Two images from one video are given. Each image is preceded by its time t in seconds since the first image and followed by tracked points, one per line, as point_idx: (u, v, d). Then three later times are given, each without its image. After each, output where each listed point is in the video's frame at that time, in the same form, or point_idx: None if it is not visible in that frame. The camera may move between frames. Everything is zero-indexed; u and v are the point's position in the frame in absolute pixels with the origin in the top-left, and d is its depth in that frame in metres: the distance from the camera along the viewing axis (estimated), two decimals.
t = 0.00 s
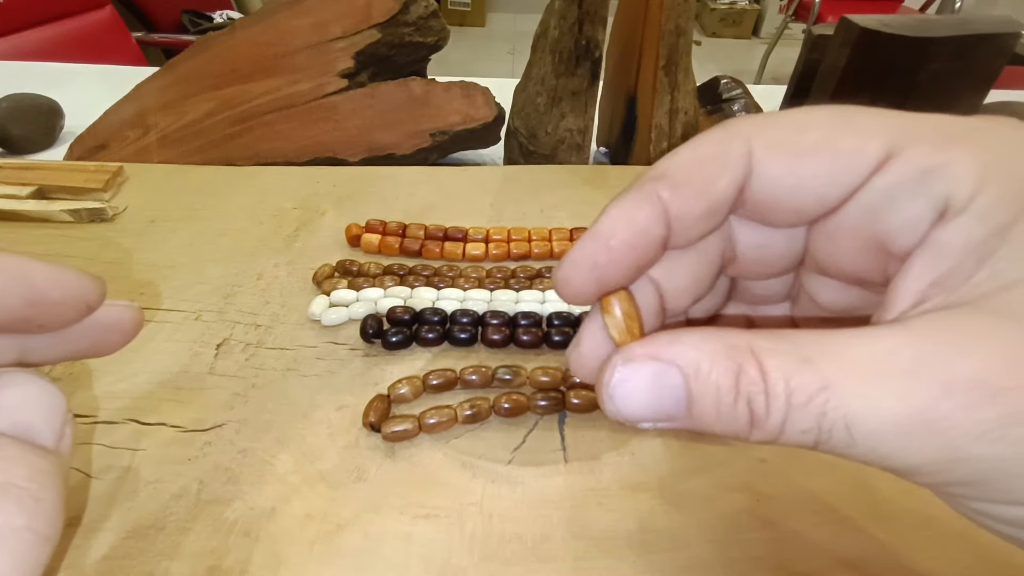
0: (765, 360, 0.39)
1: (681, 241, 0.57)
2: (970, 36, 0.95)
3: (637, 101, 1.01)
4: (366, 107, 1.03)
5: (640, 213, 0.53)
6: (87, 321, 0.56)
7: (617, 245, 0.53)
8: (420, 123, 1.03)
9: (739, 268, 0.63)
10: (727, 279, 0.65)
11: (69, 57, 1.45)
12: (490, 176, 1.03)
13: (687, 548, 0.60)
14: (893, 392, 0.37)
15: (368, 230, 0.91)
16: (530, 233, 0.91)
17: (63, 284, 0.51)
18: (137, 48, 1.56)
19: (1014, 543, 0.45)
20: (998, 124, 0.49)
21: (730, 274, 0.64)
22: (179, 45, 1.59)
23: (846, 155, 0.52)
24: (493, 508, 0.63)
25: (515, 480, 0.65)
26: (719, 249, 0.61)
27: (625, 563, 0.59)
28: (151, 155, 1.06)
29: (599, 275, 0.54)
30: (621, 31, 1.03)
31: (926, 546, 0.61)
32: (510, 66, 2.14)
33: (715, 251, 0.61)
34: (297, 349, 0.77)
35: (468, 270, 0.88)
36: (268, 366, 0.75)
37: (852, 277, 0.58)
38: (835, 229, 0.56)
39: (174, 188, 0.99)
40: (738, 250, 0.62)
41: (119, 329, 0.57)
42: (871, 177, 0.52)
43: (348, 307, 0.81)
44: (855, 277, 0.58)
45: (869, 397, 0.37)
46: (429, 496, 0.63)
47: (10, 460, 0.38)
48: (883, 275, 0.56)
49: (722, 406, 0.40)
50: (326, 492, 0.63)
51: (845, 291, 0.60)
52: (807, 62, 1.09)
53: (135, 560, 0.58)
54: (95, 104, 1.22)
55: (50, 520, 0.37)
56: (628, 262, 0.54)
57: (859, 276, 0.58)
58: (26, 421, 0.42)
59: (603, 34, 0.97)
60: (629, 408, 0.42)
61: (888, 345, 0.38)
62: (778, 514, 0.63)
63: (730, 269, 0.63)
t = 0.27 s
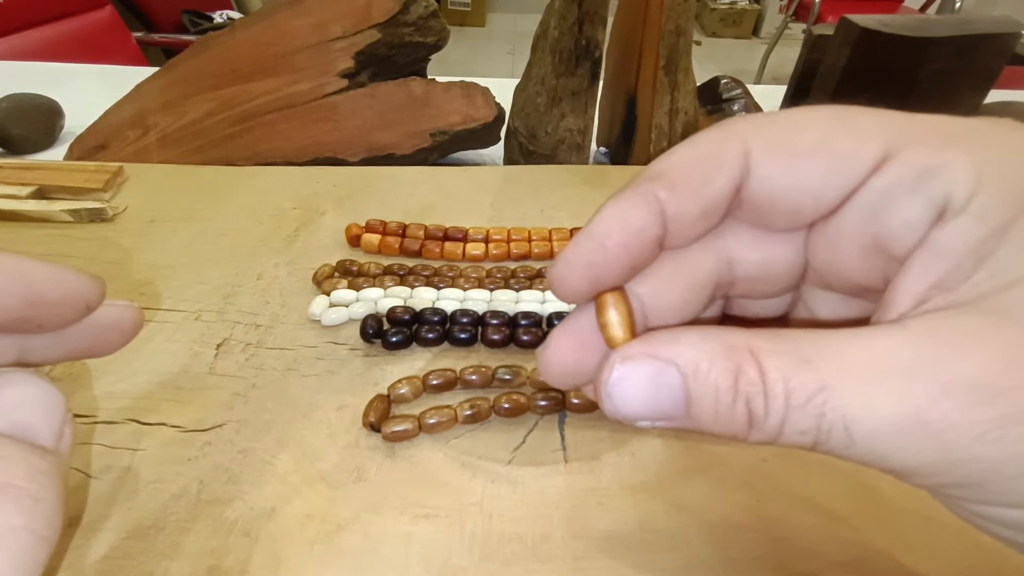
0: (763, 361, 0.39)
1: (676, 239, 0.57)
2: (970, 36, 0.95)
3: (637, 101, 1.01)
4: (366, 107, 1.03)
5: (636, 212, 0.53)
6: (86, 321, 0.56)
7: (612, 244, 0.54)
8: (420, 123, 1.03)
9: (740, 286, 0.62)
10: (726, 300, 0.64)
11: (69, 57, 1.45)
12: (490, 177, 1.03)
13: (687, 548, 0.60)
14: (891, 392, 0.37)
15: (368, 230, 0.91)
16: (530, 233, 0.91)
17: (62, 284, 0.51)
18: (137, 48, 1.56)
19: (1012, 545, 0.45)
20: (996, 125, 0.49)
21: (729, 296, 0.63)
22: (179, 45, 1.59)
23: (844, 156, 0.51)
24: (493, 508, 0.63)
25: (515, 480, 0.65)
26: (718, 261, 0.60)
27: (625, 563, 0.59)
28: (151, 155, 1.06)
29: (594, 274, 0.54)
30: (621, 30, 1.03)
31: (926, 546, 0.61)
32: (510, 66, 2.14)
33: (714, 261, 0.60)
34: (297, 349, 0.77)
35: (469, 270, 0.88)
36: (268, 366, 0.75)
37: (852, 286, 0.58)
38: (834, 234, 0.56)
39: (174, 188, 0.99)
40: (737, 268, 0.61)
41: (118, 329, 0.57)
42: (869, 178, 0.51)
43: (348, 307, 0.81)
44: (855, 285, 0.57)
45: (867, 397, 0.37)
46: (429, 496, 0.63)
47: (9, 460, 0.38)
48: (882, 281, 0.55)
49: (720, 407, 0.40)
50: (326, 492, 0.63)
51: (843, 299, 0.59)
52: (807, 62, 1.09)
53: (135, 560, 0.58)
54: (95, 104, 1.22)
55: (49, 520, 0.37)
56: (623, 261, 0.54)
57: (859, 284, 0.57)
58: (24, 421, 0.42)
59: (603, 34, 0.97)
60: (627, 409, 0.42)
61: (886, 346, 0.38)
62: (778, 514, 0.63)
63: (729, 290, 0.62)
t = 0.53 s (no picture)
0: (762, 362, 0.39)
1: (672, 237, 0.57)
2: (970, 36, 0.95)
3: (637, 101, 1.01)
4: (366, 107, 1.03)
5: (632, 211, 0.53)
6: (85, 321, 0.56)
7: (608, 243, 0.54)
8: (420, 123, 1.03)
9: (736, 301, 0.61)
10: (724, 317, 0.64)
11: (69, 57, 1.45)
12: (491, 177, 1.03)
13: (687, 547, 0.60)
14: (889, 393, 0.37)
15: (368, 230, 0.91)
16: (530, 233, 0.91)
17: (60, 284, 0.51)
18: (137, 48, 1.56)
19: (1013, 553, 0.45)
20: (993, 127, 0.49)
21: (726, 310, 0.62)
22: (179, 45, 1.59)
23: (841, 156, 0.52)
24: (493, 508, 0.63)
25: (515, 480, 0.65)
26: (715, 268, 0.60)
27: (625, 563, 0.59)
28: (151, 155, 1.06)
29: (590, 272, 0.54)
30: (621, 30, 1.03)
31: (925, 547, 0.61)
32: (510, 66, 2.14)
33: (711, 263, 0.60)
34: (297, 349, 0.77)
35: (469, 270, 0.88)
36: (268, 366, 0.75)
37: (851, 294, 0.57)
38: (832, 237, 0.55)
39: (173, 188, 0.99)
40: (734, 280, 0.60)
41: (117, 328, 0.57)
42: (865, 179, 0.51)
43: (348, 307, 0.81)
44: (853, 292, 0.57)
45: (865, 399, 0.37)
46: (429, 496, 0.63)
47: (8, 460, 0.38)
48: (880, 287, 0.54)
49: (717, 408, 0.40)
50: (326, 492, 0.63)
51: (841, 307, 0.59)
52: (807, 62, 1.09)
53: (135, 560, 0.58)
54: (95, 104, 1.22)
55: (48, 519, 0.37)
56: (619, 260, 0.54)
57: (858, 292, 0.56)
58: (22, 420, 0.42)
59: (604, 34, 0.97)
60: (624, 409, 0.43)
61: (885, 346, 0.38)
62: (778, 514, 0.63)
63: (727, 305, 0.62)
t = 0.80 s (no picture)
0: (769, 399, 0.37)
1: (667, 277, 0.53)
2: (970, 36, 0.95)
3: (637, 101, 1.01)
4: (366, 107, 1.03)
5: (622, 253, 0.49)
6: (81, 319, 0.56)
7: (600, 290, 0.48)
8: (420, 123, 1.03)
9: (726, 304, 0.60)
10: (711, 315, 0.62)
11: (69, 57, 1.45)
12: (491, 177, 1.03)
13: (687, 547, 0.60)
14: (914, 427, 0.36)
15: (368, 230, 0.91)
16: (530, 233, 0.91)
17: (54, 283, 0.51)
18: (137, 48, 1.56)
19: None
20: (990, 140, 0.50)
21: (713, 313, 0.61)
22: (179, 45, 1.59)
23: (846, 179, 0.50)
24: (492, 508, 0.63)
25: (515, 480, 0.65)
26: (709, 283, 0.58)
27: (625, 562, 0.59)
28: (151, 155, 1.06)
29: (581, 324, 0.48)
30: (621, 30, 1.03)
31: (927, 548, 0.61)
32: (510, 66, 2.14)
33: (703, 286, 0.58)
34: (297, 349, 0.77)
35: (469, 270, 0.88)
36: (268, 365, 0.75)
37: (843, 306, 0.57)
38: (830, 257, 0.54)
39: (173, 189, 0.99)
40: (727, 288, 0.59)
41: (112, 327, 0.57)
42: (873, 203, 0.50)
43: (348, 307, 0.81)
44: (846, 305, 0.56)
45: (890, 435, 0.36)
46: (428, 496, 0.63)
47: (3, 460, 0.38)
48: (876, 302, 0.54)
49: (722, 452, 0.38)
50: (326, 492, 0.63)
51: (830, 314, 0.58)
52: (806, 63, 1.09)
53: (135, 560, 0.58)
54: (95, 104, 1.22)
55: (42, 519, 0.37)
56: (613, 309, 0.49)
57: (850, 305, 0.56)
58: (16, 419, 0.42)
59: (604, 34, 0.96)
60: (619, 453, 0.41)
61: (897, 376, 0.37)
62: (778, 515, 0.63)
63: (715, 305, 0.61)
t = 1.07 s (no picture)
0: (753, 435, 0.38)
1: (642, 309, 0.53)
2: (970, 36, 0.95)
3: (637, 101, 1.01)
4: (366, 107, 1.03)
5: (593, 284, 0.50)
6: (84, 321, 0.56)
7: (572, 322, 0.49)
8: (419, 123, 1.03)
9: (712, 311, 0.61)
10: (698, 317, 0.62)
11: (69, 57, 1.45)
12: (491, 177, 1.03)
13: (687, 547, 0.60)
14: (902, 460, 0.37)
15: (368, 230, 0.91)
16: (530, 233, 0.91)
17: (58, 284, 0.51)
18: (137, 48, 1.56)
19: None
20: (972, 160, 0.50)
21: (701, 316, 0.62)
22: (179, 45, 1.59)
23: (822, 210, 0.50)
24: (493, 508, 0.63)
25: (515, 480, 0.65)
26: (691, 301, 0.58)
27: (624, 562, 0.59)
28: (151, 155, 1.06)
29: (551, 355, 0.50)
30: (620, 31, 1.03)
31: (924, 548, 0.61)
32: (510, 66, 2.14)
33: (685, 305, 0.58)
34: (297, 349, 0.77)
35: (469, 270, 0.88)
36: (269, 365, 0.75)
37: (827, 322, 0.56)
38: (812, 282, 0.54)
39: (173, 189, 0.99)
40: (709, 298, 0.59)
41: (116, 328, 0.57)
42: (849, 230, 0.50)
43: (348, 307, 0.81)
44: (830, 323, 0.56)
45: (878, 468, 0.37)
46: (429, 497, 0.63)
47: (5, 460, 0.38)
48: (860, 320, 0.54)
49: (708, 489, 0.39)
50: (327, 492, 0.63)
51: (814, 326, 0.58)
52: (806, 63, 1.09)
53: (136, 560, 0.58)
54: (95, 104, 1.22)
55: (47, 518, 0.37)
56: (584, 342, 0.50)
57: (833, 322, 0.56)
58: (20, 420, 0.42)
59: (604, 34, 0.97)
60: (601, 492, 0.41)
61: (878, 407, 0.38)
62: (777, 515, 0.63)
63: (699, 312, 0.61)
